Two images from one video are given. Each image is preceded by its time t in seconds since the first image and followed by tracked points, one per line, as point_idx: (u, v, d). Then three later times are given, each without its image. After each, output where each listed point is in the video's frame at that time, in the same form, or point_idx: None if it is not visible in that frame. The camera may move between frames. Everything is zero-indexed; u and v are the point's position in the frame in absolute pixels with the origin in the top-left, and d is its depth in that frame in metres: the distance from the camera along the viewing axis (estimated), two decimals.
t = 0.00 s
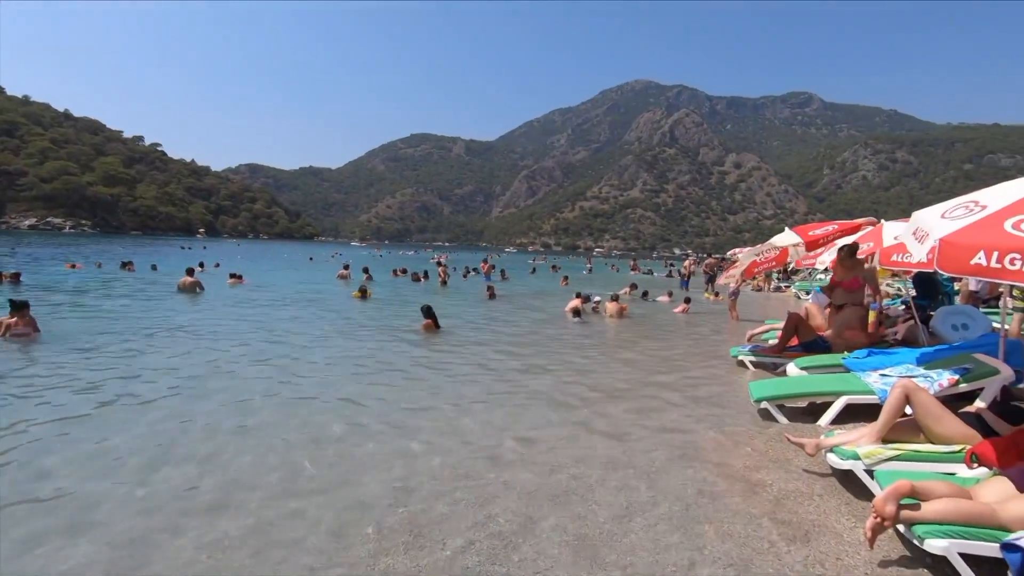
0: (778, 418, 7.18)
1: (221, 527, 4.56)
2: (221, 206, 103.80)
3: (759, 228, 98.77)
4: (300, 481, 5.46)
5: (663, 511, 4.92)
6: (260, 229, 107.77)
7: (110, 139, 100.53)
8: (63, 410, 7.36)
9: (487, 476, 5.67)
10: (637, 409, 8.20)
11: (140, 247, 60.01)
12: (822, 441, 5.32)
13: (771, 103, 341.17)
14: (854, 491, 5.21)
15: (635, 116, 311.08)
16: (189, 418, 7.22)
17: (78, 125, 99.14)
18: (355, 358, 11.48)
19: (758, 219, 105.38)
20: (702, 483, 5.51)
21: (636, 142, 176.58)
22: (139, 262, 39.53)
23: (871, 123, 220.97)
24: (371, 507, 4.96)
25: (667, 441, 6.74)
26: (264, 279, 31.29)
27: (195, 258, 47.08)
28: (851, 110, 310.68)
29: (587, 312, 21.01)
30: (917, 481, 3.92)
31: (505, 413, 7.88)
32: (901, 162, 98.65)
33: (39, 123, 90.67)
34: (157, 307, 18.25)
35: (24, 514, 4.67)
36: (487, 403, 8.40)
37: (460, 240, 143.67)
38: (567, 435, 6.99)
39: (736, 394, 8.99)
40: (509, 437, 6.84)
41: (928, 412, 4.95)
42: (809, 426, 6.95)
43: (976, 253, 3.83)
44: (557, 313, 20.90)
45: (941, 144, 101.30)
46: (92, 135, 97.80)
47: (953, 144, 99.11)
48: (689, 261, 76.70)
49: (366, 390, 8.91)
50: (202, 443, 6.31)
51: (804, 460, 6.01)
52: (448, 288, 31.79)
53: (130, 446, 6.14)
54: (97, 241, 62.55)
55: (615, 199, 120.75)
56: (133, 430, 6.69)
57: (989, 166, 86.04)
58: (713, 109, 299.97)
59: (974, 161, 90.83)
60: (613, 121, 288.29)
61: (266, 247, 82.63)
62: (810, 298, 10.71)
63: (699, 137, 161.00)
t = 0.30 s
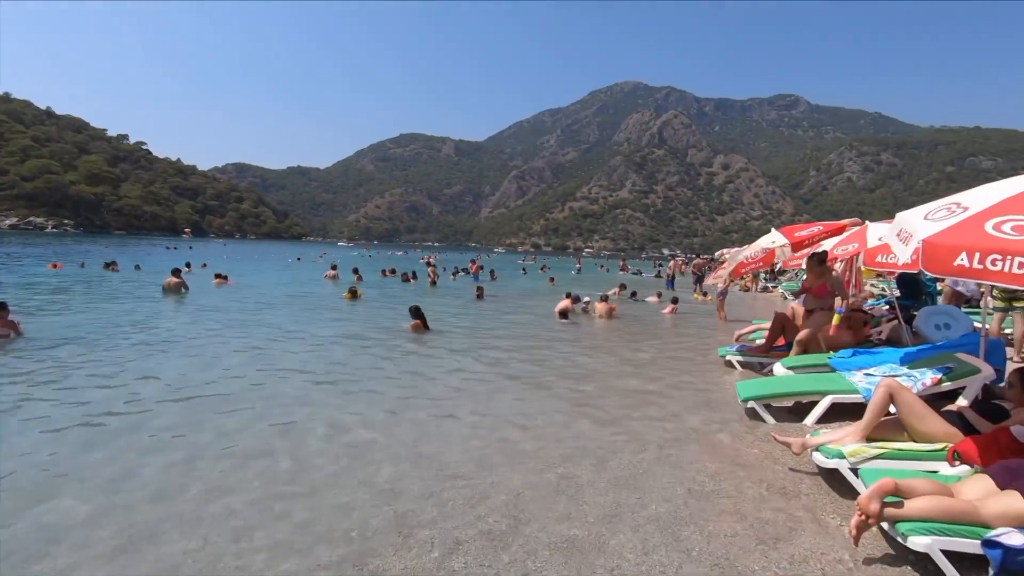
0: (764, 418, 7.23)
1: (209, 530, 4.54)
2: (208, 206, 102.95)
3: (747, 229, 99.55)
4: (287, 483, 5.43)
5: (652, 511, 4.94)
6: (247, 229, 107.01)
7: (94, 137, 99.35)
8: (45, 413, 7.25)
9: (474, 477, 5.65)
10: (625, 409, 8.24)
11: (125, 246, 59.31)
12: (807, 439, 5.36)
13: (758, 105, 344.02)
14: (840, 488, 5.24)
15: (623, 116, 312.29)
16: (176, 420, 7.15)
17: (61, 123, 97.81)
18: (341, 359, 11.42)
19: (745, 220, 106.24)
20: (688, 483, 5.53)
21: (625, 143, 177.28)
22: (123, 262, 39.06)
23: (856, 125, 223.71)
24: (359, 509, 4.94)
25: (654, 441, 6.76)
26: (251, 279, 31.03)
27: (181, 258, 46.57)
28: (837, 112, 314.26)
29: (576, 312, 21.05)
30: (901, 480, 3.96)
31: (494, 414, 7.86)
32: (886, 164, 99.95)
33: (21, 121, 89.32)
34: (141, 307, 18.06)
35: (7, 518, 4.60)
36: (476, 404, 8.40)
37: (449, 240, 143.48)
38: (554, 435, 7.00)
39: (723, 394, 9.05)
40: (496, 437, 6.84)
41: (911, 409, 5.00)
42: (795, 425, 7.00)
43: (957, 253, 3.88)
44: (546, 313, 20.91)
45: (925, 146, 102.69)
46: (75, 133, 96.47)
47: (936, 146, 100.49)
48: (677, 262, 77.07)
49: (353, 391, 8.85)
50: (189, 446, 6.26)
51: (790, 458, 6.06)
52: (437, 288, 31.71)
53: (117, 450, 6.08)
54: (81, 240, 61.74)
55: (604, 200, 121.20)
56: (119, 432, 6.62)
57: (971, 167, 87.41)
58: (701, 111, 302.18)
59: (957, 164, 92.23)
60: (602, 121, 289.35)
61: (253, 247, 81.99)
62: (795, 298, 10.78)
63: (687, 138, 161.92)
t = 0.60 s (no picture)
0: (756, 418, 7.26)
1: (201, 533, 4.52)
2: (199, 207, 102.50)
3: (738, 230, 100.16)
4: (278, 485, 5.41)
5: (644, 511, 4.96)
6: (238, 230, 106.59)
7: (82, 137, 98.54)
8: (33, 416, 7.19)
9: (467, 478, 5.67)
10: (618, 409, 8.27)
11: (115, 248, 58.91)
12: (798, 438, 5.39)
13: (749, 106, 345.67)
14: (830, 487, 5.28)
15: (615, 117, 313.11)
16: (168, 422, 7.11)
17: (49, 123, 96.91)
18: (334, 360, 11.39)
19: (736, 220, 106.87)
20: (681, 484, 5.55)
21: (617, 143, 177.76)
22: (113, 264, 38.81)
23: (846, 126, 225.24)
24: (351, 510, 4.93)
25: (646, 441, 6.77)
26: (243, 281, 30.91)
27: (172, 260, 46.30)
28: (828, 113, 316.38)
29: (569, 313, 21.08)
30: (891, 478, 3.99)
31: (486, 415, 7.88)
32: (875, 164, 100.71)
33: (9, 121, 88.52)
34: (131, 309, 17.94)
35: None
36: (469, 404, 8.40)
37: (442, 240, 143.50)
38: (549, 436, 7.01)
39: (715, 394, 9.09)
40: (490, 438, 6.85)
41: (900, 408, 5.04)
42: (786, 425, 7.04)
43: (945, 253, 3.91)
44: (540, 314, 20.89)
45: (913, 147, 103.54)
46: (63, 133, 95.74)
47: (925, 146, 101.32)
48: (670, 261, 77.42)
49: (345, 393, 8.82)
50: (180, 449, 6.22)
51: (781, 458, 6.10)
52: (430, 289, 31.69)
53: (108, 453, 6.05)
54: (70, 242, 61.40)
55: (597, 200, 121.50)
56: (109, 436, 6.57)
57: (958, 168, 88.26)
58: (693, 111, 303.49)
59: (945, 164, 93.07)
60: (595, 121, 290.11)
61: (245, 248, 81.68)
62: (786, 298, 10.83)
63: (679, 139, 162.58)
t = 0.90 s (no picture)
0: (751, 417, 7.30)
1: (194, 538, 4.47)
2: (192, 208, 102.24)
3: (731, 230, 100.74)
4: (272, 488, 5.39)
5: (640, 512, 4.97)
6: (232, 232, 106.45)
7: (74, 139, 98.04)
8: (25, 419, 7.13)
9: (463, 479, 5.65)
10: (612, 409, 8.29)
11: (108, 250, 58.71)
12: (792, 437, 5.40)
13: (742, 106, 347.17)
14: (822, 483, 5.30)
15: (609, 117, 313.69)
16: (161, 426, 7.05)
17: (40, 125, 96.42)
18: (328, 361, 11.37)
19: (730, 220, 107.50)
20: (675, 482, 5.58)
21: (612, 144, 178.31)
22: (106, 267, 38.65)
23: (838, 126, 226.40)
24: (344, 513, 4.90)
25: (642, 442, 6.76)
26: (237, 283, 30.84)
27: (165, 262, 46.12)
28: (820, 113, 318.11)
29: (565, 312, 21.16)
30: (883, 476, 4.02)
31: (482, 416, 7.85)
32: (867, 164, 101.33)
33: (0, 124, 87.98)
34: (125, 312, 17.89)
35: None
36: (465, 405, 8.40)
37: (437, 241, 143.59)
38: (544, 435, 7.03)
39: (710, 394, 9.15)
40: (485, 439, 6.85)
41: (894, 404, 5.07)
42: (780, 422, 7.08)
43: (937, 252, 3.94)
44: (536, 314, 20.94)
45: (904, 147, 104.38)
46: (55, 135, 95.36)
47: (917, 146, 101.90)
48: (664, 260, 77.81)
49: (342, 395, 8.79)
50: (173, 453, 6.17)
51: (775, 456, 6.13)
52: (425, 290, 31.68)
53: (100, 457, 6.00)
54: (63, 244, 61.07)
55: (591, 201, 121.76)
56: (101, 440, 6.51)
57: (949, 168, 88.91)
58: (687, 112, 305.11)
59: (936, 164, 93.87)
60: (589, 121, 290.93)
61: (237, 250, 81.55)
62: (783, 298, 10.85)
63: (673, 139, 163.23)
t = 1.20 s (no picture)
0: (747, 416, 7.33)
1: (190, 540, 4.46)
2: (187, 210, 101.86)
3: (726, 231, 101.04)
4: (269, 490, 5.34)
5: (637, 510, 4.98)
6: (227, 233, 106.12)
7: (68, 140, 97.54)
8: (21, 422, 7.10)
9: (460, 481, 5.64)
10: (609, 409, 8.30)
11: (103, 252, 58.44)
12: (788, 437, 5.42)
13: (737, 106, 347.47)
14: (819, 481, 5.32)
15: (604, 117, 313.84)
16: (156, 428, 7.03)
17: (33, 126, 95.90)
18: (324, 362, 11.35)
19: (725, 220, 107.79)
20: (671, 482, 5.60)
21: (607, 144, 178.38)
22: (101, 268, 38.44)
23: (832, 125, 226.95)
24: (341, 515, 4.87)
25: (639, 442, 6.76)
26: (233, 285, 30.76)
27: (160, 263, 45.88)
28: (814, 113, 318.87)
29: (562, 312, 21.20)
30: (880, 474, 4.03)
31: (478, 417, 7.82)
32: (862, 164, 101.50)
33: None
34: (120, 313, 17.85)
35: None
36: (461, 405, 8.41)
37: (433, 242, 143.51)
38: (541, 435, 7.02)
39: (707, 393, 9.17)
40: (482, 440, 6.83)
41: (889, 403, 5.08)
42: (776, 421, 7.11)
43: (930, 251, 3.96)
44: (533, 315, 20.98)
45: (898, 146, 104.77)
46: (49, 136, 94.89)
47: (911, 146, 102.01)
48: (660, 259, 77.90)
49: (338, 396, 8.77)
50: (169, 455, 6.15)
51: (771, 455, 6.15)
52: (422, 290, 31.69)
53: (96, 458, 5.97)
54: (57, 246, 60.64)
55: (587, 201, 121.71)
56: (98, 442, 6.49)
57: (943, 167, 89.04)
58: (682, 112, 305.72)
59: (929, 164, 94.26)
60: (585, 121, 291.12)
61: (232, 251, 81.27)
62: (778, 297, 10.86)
63: (668, 138, 163.42)
